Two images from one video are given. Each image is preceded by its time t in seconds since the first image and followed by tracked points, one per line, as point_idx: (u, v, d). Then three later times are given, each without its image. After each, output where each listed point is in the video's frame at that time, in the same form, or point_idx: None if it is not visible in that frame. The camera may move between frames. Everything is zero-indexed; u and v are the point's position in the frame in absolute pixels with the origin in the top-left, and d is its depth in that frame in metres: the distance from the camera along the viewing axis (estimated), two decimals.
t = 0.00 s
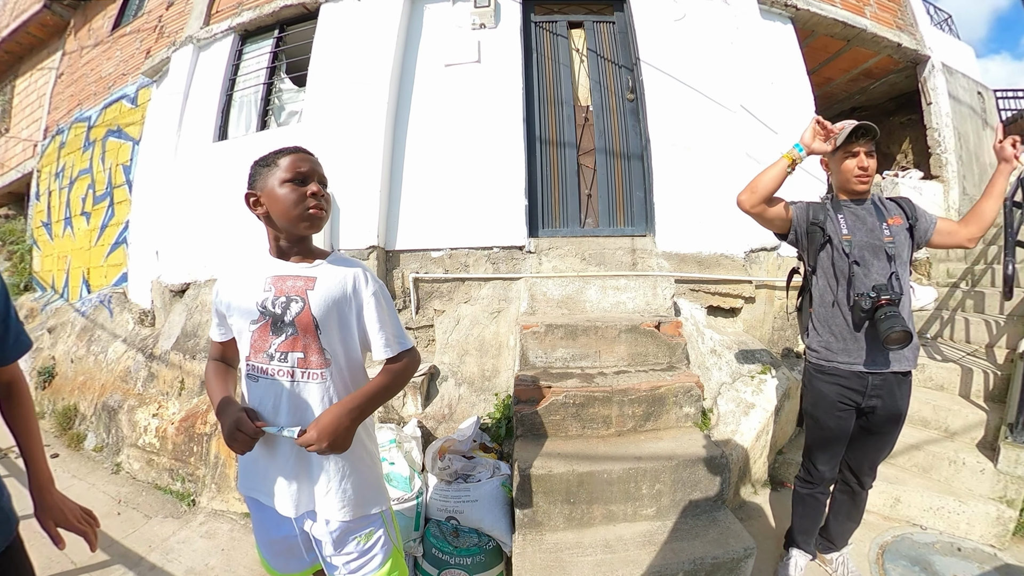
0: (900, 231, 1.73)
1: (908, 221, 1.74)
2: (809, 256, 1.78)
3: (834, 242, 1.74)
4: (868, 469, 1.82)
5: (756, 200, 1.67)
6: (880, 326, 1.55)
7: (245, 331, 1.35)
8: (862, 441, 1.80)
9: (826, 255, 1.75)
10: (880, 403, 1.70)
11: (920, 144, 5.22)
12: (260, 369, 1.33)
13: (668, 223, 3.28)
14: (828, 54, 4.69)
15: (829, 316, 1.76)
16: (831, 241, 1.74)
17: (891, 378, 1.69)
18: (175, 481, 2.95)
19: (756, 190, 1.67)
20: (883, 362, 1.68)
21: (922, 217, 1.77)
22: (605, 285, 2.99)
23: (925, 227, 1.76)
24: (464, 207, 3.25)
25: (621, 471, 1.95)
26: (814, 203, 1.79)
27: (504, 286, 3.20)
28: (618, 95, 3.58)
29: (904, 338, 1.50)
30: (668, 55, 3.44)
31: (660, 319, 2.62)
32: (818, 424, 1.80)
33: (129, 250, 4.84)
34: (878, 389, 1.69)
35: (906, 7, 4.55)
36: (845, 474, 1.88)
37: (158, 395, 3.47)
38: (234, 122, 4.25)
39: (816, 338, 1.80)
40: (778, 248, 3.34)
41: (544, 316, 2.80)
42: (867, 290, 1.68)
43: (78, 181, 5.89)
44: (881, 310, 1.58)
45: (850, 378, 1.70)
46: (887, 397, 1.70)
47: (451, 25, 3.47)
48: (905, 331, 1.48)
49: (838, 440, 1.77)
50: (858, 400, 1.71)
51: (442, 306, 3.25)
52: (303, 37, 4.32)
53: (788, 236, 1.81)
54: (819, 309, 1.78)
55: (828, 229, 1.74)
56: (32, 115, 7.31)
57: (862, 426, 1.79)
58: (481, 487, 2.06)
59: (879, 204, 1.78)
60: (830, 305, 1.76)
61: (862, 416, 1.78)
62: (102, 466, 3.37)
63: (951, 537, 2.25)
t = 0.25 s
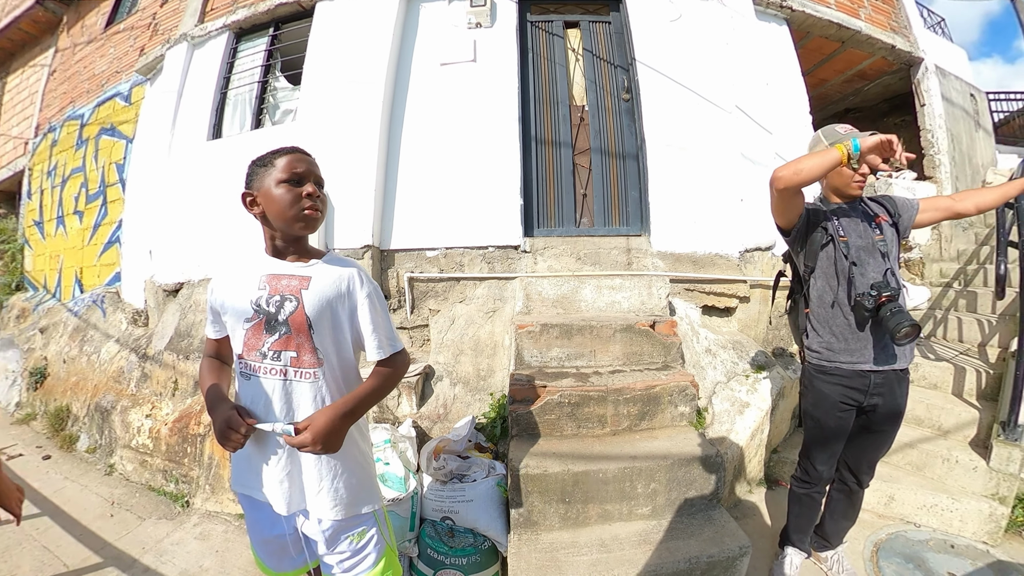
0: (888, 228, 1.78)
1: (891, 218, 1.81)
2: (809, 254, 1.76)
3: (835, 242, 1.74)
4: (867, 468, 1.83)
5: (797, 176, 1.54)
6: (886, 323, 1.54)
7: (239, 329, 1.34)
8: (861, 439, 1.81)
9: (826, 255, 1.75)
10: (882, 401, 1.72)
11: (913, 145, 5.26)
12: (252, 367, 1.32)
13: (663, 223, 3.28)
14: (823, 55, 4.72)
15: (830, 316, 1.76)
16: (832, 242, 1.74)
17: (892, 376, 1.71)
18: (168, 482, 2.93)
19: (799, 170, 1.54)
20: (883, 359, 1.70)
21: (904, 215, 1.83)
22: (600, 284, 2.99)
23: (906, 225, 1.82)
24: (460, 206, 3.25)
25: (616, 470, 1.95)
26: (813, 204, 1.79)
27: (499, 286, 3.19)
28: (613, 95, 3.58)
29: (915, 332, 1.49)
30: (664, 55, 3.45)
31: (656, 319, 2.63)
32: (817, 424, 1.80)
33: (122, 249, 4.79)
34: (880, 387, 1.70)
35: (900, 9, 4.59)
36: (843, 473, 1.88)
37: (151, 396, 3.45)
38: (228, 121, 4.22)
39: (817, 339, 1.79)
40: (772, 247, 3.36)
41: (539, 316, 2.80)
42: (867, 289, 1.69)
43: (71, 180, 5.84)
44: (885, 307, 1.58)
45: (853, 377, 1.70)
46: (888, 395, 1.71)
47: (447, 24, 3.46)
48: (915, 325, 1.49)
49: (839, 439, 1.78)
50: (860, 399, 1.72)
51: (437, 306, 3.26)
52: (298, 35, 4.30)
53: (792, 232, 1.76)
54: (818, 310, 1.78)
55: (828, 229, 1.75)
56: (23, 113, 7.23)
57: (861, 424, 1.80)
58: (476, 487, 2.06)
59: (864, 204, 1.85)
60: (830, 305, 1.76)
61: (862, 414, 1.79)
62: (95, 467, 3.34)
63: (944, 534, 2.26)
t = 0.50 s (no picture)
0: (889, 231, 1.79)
1: (891, 222, 1.81)
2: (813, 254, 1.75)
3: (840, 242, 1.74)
4: (868, 465, 1.83)
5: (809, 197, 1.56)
6: (896, 327, 1.56)
7: (231, 324, 1.34)
8: (863, 436, 1.81)
9: (830, 256, 1.75)
10: (887, 398, 1.72)
11: (911, 145, 5.26)
12: (243, 363, 1.31)
13: (661, 223, 3.28)
14: (821, 55, 4.72)
15: (834, 317, 1.75)
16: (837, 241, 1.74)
17: (896, 373, 1.72)
18: (165, 482, 2.92)
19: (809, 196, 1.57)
20: (887, 360, 1.71)
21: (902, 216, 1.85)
22: (598, 284, 2.99)
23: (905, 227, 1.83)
24: (458, 205, 3.24)
25: (614, 469, 1.94)
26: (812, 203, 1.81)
27: (497, 285, 3.19)
28: (611, 94, 3.58)
29: (923, 337, 1.49)
30: (662, 55, 3.45)
31: (654, 318, 2.64)
32: (822, 423, 1.78)
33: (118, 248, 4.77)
34: (885, 384, 1.71)
35: (898, 9, 4.59)
36: (844, 471, 1.88)
37: (148, 395, 3.43)
38: (225, 119, 4.20)
39: (821, 339, 1.78)
40: (770, 247, 3.37)
41: (537, 315, 2.79)
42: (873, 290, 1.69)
43: (67, 179, 5.81)
44: (892, 310, 1.59)
45: (860, 375, 1.70)
46: (892, 392, 1.72)
47: (445, 23, 3.45)
48: (923, 330, 1.48)
49: (845, 437, 1.77)
50: (866, 398, 1.72)
51: (435, 305, 3.25)
52: (295, 34, 4.28)
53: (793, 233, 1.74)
54: (822, 312, 1.78)
55: (833, 229, 1.74)
56: (20, 112, 7.20)
57: (865, 421, 1.80)
58: (474, 486, 2.05)
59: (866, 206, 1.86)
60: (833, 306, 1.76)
61: (865, 412, 1.79)
62: (91, 467, 3.32)
63: (942, 533, 2.26)
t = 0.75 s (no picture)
0: (898, 234, 1.78)
1: (901, 227, 1.81)
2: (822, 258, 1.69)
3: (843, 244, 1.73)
4: (869, 464, 1.82)
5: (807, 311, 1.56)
6: (894, 334, 1.58)
7: (229, 322, 1.35)
8: (865, 435, 1.80)
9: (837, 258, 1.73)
10: (887, 397, 1.72)
11: (911, 145, 5.26)
12: (239, 361, 1.32)
13: (661, 222, 3.28)
14: (821, 55, 4.72)
15: (836, 318, 1.74)
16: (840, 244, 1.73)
17: (897, 374, 1.71)
18: (164, 482, 2.91)
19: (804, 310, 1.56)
20: (891, 360, 1.72)
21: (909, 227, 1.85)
22: (598, 283, 2.99)
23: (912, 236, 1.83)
24: (458, 205, 3.24)
25: (614, 469, 1.94)
26: (818, 202, 1.80)
27: (497, 285, 3.18)
28: (611, 94, 3.57)
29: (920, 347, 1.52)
30: (662, 54, 3.44)
31: (654, 318, 2.63)
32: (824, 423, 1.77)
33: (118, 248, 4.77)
34: (885, 383, 1.71)
35: (898, 9, 4.59)
36: (845, 470, 1.87)
37: (147, 395, 3.43)
38: (225, 119, 4.20)
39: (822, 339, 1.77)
40: (770, 247, 3.38)
41: (537, 315, 2.78)
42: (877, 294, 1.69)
43: (67, 178, 5.81)
44: (894, 315, 1.60)
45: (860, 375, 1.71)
46: (893, 390, 1.72)
47: (445, 22, 3.45)
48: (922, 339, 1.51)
49: (847, 437, 1.77)
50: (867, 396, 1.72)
51: (435, 305, 3.24)
52: (295, 33, 4.29)
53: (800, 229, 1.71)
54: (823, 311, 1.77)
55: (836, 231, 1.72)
56: (20, 111, 7.20)
57: (866, 421, 1.79)
58: (473, 486, 2.05)
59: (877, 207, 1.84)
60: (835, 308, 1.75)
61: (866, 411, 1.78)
62: (90, 467, 3.31)
63: (943, 533, 2.26)
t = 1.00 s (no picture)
0: (905, 235, 1.76)
1: (912, 228, 1.77)
2: (811, 258, 1.78)
3: (838, 245, 1.74)
4: (867, 465, 1.82)
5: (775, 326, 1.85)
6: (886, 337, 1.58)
7: (228, 322, 1.35)
8: (862, 436, 1.79)
9: (829, 260, 1.76)
10: (881, 398, 1.71)
11: (911, 146, 5.27)
12: (237, 361, 1.32)
13: (661, 222, 3.27)
14: (821, 55, 4.72)
15: (831, 318, 1.76)
16: (834, 245, 1.75)
17: (892, 376, 1.71)
18: (163, 482, 2.91)
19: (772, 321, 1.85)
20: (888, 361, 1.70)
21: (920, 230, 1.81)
22: (598, 283, 2.98)
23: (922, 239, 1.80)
24: (457, 205, 3.23)
25: (614, 469, 1.93)
26: (817, 202, 1.79)
27: (496, 285, 3.18)
28: (611, 94, 3.57)
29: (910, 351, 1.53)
30: (662, 54, 3.44)
31: (653, 318, 2.63)
32: (819, 421, 1.79)
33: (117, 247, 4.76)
34: (879, 384, 1.70)
35: (898, 9, 4.60)
36: (842, 470, 1.88)
37: (146, 395, 3.42)
38: (225, 118, 4.20)
39: (817, 339, 1.80)
40: (769, 247, 3.38)
41: (536, 315, 2.78)
42: (871, 296, 1.69)
43: (66, 178, 5.80)
44: (887, 319, 1.60)
45: (852, 374, 1.71)
46: (888, 392, 1.71)
47: (445, 22, 3.45)
48: (912, 344, 1.51)
49: (839, 436, 1.78)
50: (860, 396, 1.72)
51: (434, 305, 3.23)
52: (295, 33, 4.28)
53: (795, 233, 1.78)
54: (819, 310, 1.79)
55: (831, 232, 1.74)
56: (18, 111, 7.18)
57: (862, 421, 1.79)
58: (473, 487, 2.04)
59: (887, 206, 1.81)
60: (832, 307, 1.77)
61: (862, 411, 1.78)
62: (89, 467, 3.31)
63: (942, 533, 2.26)
